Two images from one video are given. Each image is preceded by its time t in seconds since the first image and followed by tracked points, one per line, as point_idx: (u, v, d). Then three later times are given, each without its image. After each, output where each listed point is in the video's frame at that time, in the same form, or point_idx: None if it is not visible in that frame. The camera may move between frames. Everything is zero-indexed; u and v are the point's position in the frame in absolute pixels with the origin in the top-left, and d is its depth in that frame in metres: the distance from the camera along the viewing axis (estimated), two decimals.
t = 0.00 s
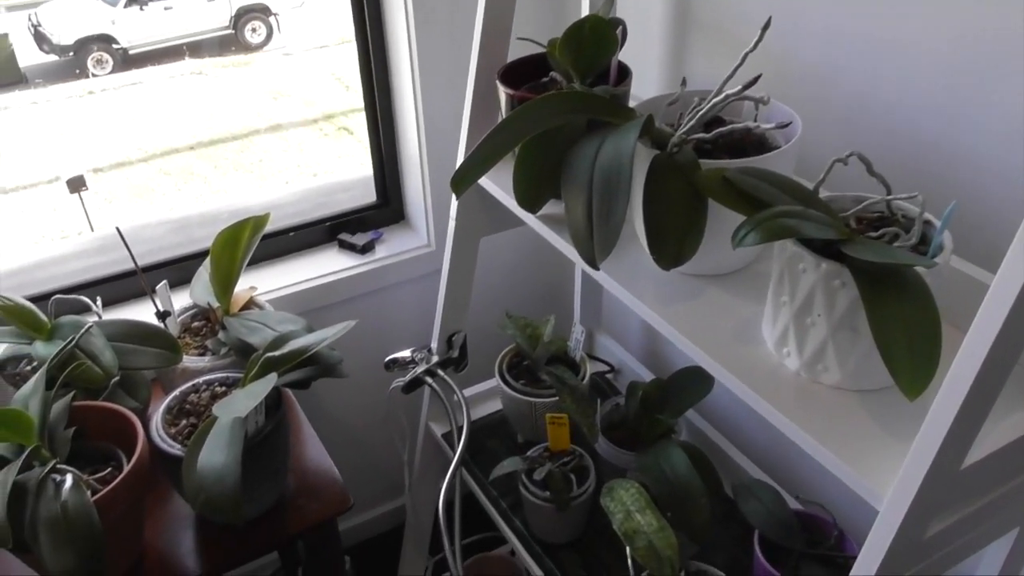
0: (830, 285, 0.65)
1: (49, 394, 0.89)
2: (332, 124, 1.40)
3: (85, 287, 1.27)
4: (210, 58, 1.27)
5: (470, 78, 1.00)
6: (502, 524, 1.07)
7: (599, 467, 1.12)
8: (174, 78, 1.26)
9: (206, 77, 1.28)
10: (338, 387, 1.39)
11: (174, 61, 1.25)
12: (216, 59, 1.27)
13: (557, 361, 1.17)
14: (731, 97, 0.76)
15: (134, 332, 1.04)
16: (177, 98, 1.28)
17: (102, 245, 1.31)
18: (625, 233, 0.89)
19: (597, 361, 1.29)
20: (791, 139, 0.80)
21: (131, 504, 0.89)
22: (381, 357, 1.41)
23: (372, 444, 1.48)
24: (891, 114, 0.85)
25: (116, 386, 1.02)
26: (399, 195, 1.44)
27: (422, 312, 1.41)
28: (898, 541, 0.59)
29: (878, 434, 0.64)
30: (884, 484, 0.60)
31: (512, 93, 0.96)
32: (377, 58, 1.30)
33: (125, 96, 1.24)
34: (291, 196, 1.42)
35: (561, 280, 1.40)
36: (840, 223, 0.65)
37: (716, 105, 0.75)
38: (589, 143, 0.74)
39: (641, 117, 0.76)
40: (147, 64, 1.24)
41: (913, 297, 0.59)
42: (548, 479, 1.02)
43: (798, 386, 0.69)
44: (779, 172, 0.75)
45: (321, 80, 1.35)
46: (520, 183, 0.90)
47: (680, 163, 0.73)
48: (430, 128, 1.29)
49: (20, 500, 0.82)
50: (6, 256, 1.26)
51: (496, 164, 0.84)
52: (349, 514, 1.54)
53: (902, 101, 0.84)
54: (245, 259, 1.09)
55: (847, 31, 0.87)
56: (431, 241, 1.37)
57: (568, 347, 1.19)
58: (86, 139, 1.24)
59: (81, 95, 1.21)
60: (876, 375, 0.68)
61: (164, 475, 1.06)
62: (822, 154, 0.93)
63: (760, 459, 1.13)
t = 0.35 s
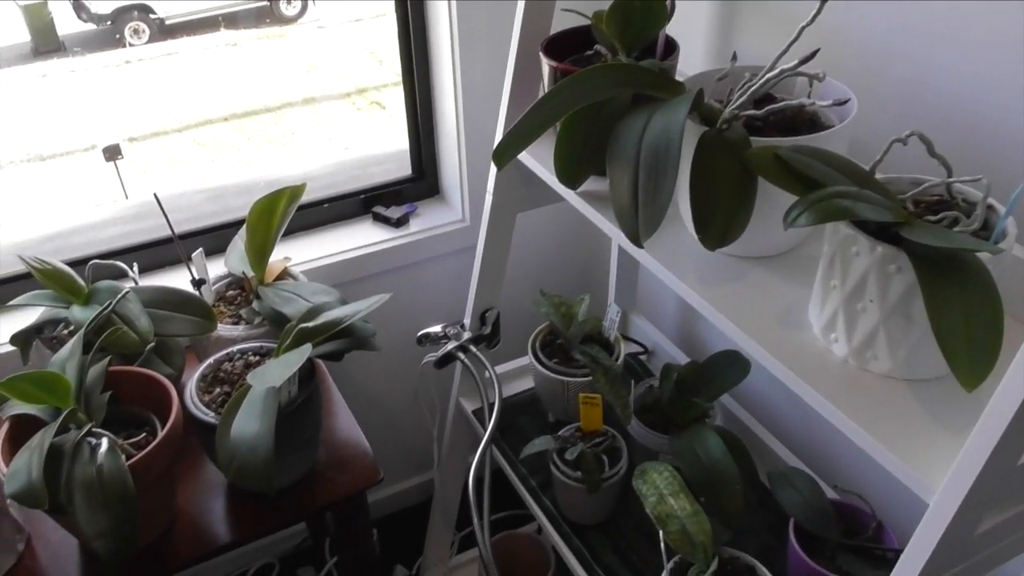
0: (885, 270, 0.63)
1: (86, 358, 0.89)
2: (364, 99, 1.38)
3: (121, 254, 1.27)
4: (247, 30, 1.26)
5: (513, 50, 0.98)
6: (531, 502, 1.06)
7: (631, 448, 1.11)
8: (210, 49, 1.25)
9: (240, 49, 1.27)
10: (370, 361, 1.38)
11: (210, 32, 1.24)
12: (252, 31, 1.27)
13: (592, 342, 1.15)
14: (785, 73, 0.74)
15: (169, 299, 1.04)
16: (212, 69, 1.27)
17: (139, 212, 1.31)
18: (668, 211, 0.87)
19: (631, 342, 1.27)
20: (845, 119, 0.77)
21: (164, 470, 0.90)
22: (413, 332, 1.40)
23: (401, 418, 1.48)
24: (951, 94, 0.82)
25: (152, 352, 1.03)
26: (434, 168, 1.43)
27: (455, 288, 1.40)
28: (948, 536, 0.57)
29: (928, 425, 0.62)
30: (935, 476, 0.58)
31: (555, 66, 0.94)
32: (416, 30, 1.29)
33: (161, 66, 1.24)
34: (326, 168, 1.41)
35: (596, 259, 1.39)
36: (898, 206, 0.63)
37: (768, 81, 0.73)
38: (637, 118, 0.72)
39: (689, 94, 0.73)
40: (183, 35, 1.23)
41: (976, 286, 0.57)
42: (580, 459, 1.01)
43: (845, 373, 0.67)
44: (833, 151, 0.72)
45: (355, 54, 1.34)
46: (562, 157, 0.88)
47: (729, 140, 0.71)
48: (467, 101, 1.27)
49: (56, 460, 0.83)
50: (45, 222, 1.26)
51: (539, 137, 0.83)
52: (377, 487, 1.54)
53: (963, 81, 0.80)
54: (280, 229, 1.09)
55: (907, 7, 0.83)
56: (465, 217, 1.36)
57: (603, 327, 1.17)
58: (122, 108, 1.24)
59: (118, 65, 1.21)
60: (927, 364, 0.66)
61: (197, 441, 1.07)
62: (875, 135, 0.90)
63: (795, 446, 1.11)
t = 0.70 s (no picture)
0: (935, 250, 0.61)
1: (121, 326, 0.90)
2: (397, 74, 1.38)
3: (156, 223, 1.28)
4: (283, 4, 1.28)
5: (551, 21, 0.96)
6: (560, 480, 1.06)
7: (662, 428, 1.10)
8: (245, 22, 1.26)
9: (275, 22, 1.29)
10: (401, 334, 1.38)
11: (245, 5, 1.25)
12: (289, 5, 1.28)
13: (624, 320, 1.14)
14: (836, 44, 0.71)
15: (203, 268, 1.04)
16: (247, 41, 1.28)
17: (174, 181, 1.31)
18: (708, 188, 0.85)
19: (664, 321, 1.25)
20: (895, 94, 0.75)
21: (196, 438, 0.90)
22: (444, 306, 1.40)
23: (431, 392, 1.48)
24: (1010, 68, 0.78)
25: (185, 321, 1.03)
26: (468, 142, 1.41)
27: (487, 262, 1.39)
28: (994, 525, 0.55)
29: (976, 411, 0.60)
30: (982, 463, 0.56)
31: (595, 36, 0.92)
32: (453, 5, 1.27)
33: (196, 39, 1.24)
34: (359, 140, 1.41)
35: (631, 236, 1.37)
36: (952, 182, 0.61)
37: (817, 52, 0.70)
38: (682, 86, 0.71)
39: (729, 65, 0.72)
40: (219, 8, 1.23)
41: None
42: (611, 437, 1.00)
43: (889, 356, 0.65)
44: (883, 125, 0.70)
45: (390, 31, 1.35)
46: (598, 130, 0.87)
47: (775, 113, 0.69)
48: (503, 72, 1.24)
49: (90, 426, 0.83)
50: (81, 190, 1.27)
51: (578, 109, 0.82)
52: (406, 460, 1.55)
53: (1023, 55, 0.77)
54: (314, 201, 1.09)
55: None
56: (498, 191, 1.34)
57: (636, 305, 1.16)
58: (158, 80, 1.25)
59: (154, 37, 1.21)
60: (977, 349, 0.63)
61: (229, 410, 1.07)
62: (927, 111, 0.87)
63: (831, 430, 1.09)
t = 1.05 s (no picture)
0: (999, 232, 0.58)
1: (163, 290, 0.90)
2: (435, 47, 1.37)
3: (197, 189, 1.28)
4: None
5: None
6: (594, 458, 1.05)
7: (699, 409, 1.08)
8: None
9: None
10: (437, 307, 1.38)
11: None
12: None
13: (665, 299, 1.12)
14: (898, 18, 0.68)
15: (244, 235, 1.05)
16: (286, 11, 1.28)
17: (216, 149, 1.30)
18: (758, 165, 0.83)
19: (704, 301, 1.24)
20: (960, 70, 0.72)
21: (234, 404, 0.91)
22: (481, 280, 1.39)
23: (466, 365, 1.48)
24: None
25: (226, 287, 1.03)
26: (509, 115, 1.39)
27: (525, 237, 1.38)
28: None
29: None
30: None
31: (645, 7, 0.91)
32: None
33: (235, 8, 1.24)
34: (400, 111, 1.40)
35: (674, 214, 1.35)
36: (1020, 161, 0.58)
37: (877, 26, 0.68)
38: (737, 58, 0.69)
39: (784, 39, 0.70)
40: None
41: None
42: (648, 417, 0.98)
43: (944, 342, 0.63)
44: (945, 102, 0.67)
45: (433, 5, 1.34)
46: (647, 101, 0.85)
47: (833, 88, 0.67)
48: (548, 46, 1.22)
49: (133, 388, 0.84)
50: (125, 155, 1.26)
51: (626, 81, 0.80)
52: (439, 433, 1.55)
53: None
54: (354, 171, 1.08)
55: None
56: (538, 165, 1.33)
57: (676, 284, 1.14)
58: (199, 50, 1.25)
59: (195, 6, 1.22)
60: None
61: (266, 377, 1.08)
62: (992, 89, 0.84)
63: (873, 417, 1.07)
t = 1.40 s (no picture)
0: None
1: (208, 261, 0.91)
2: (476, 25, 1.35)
3: (243, 162, 1.29)
4: None
5: None
6: (631, 442, 1.05)
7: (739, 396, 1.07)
8: None
9: None
10: (476, 285, 1.38)
11: None
12: None
13: (707, 284, 1.10)
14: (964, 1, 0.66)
15: (287, 209, 1.05)
16: None
17: (262, 122, 1.32)
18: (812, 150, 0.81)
19: (747, 287, 1.22)
20: None
21: (275, 375, 0.92)
22: (521, 259, 1.39)
23: (503, 344, 1.48)
24: None
25: (269, 260, 1.04)
26: (554, 94, 1.38)
27: (566, 218, 1.37)
28: None
29: None
30: None
31: None
32: None
33: None
34: (444, 89, 1.39)
35: (718, 198, 1.33)
36: None
37: (942, 9, 0.65)
38: (794, 40, 0.67)
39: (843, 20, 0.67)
40: None
41: None
42: (687, 402, 0.98)
43: (1001, 335, 0.61)
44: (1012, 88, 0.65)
45: None
46: (698, 83, 0.84)
47: (893, 70, 0.65)
48: (596, 25, 1.20)
49: (177, 357, 0.85)
50: (172, 127, 1.28)
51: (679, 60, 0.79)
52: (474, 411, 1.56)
53: None
54: (397, 147, 1.08)
55: None
56: (582, 145, 1.31)
57: (719, 270, 1.12)
58: (245, 23, 1.24)
59: None
60: None
61: (307, 350, 1.09)
62: None
63: (919, 410, 1.05)
